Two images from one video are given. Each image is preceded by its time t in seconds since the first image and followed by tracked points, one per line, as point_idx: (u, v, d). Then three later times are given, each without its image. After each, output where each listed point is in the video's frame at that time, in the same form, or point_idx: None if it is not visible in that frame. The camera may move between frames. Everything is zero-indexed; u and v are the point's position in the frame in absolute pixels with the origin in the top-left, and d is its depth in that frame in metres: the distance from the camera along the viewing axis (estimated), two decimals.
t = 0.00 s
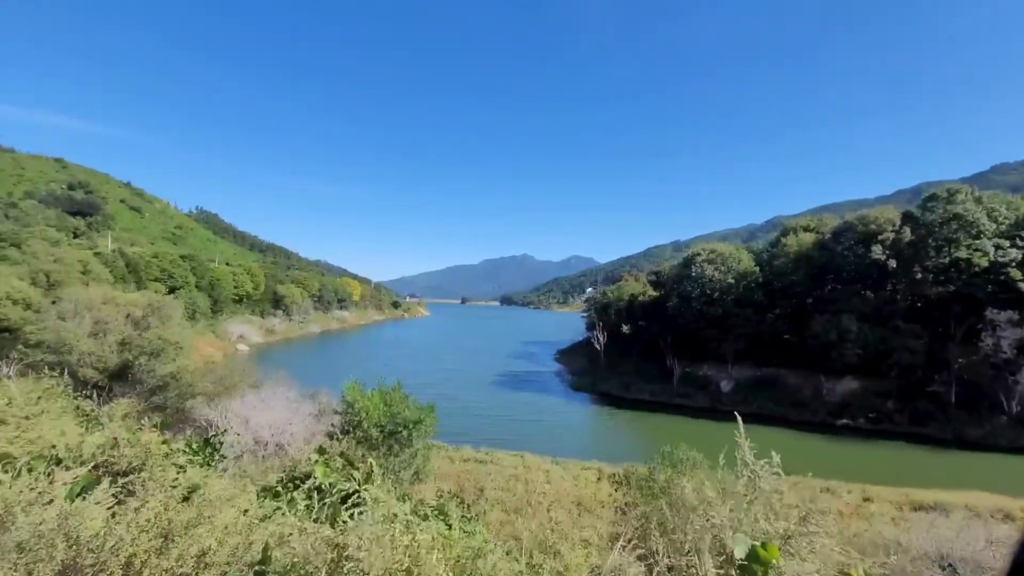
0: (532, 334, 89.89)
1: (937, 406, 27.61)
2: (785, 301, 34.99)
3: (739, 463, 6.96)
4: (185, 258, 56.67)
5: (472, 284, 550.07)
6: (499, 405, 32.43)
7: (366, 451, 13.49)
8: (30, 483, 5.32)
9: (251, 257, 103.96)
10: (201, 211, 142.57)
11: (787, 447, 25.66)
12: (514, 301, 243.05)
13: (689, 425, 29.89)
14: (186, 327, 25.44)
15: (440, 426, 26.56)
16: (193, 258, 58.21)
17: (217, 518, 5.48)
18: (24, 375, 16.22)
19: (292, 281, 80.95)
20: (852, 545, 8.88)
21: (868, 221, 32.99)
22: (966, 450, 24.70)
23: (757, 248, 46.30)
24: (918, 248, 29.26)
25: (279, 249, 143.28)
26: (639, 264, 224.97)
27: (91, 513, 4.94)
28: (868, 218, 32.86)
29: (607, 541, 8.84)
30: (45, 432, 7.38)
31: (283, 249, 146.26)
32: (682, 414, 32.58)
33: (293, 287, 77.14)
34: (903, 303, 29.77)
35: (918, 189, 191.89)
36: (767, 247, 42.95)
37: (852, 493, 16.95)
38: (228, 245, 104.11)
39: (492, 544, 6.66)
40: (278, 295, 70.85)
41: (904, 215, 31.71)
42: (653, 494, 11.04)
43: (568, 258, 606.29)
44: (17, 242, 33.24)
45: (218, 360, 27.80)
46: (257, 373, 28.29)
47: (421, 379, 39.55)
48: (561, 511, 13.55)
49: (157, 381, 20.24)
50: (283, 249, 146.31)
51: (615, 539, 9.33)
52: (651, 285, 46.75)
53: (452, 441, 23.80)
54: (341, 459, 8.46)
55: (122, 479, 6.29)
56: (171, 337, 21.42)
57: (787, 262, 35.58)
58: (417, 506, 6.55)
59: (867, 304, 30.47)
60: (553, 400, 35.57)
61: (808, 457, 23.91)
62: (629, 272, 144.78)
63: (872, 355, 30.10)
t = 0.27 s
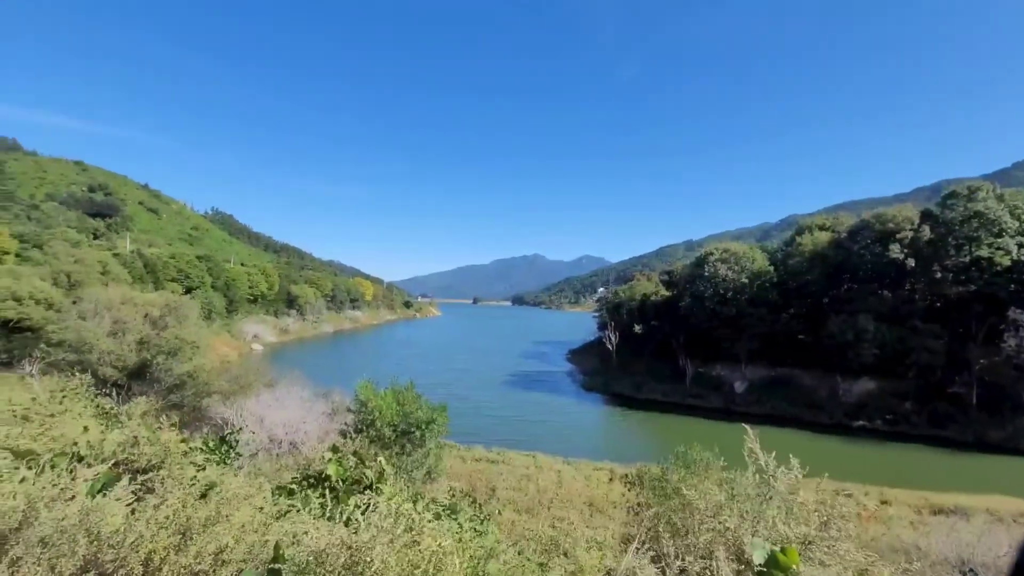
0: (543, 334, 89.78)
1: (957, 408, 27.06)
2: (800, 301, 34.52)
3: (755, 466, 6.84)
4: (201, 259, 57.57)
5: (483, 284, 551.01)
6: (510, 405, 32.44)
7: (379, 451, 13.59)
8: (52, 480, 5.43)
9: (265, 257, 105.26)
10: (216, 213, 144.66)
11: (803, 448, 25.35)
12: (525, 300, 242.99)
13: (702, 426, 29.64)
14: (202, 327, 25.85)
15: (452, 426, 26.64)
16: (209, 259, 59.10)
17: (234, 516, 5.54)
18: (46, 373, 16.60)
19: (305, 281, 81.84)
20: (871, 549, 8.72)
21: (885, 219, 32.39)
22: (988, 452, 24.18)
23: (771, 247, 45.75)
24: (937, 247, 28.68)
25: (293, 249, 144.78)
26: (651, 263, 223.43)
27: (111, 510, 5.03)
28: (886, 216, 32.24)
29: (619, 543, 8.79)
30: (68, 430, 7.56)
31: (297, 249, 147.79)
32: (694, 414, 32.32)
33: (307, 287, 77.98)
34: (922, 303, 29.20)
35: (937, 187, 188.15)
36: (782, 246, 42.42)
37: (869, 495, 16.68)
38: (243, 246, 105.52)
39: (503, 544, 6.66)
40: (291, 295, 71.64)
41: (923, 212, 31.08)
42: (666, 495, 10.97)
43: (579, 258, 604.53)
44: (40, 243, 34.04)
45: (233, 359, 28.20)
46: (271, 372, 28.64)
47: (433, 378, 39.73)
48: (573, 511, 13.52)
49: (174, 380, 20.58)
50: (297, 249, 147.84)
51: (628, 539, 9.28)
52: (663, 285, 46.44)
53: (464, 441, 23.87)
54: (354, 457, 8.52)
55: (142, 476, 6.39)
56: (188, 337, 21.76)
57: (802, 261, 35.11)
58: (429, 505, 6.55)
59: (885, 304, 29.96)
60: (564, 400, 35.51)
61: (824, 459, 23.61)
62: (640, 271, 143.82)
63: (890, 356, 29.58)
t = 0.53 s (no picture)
0: (554, 334, 89.61)
1: (977, 409, 26.54)
2: (814, 301, 34.07)
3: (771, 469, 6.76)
4: (216, 261, 58.37)
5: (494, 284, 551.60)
6: (521, 406, 32.44)
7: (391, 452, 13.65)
8: (72, 480, 5.53)
9: (278, 258, 106.41)
10: (230, 215, 146.42)
11: (819, 450, 25.02)
12: (536, 301, 242.79)
13: (715, 427, 29.40)
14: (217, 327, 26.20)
15: (463, 426, 26.69)
16: (223, 261, 59.91)
17: (249, 516, 5.62)
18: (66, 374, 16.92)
19: (318, 282, 82.60)
20: (887, 552, 8.62)
21: (902, 216, 31.84)
22: (1009, 455, 23.68)
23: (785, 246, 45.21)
24: (955, 245, 28.13)
25: (306, 251, 146.15)
26: (663, 263, 221.93)
27: (129, 509, 5.10)
28: (902, 214, 31.69)
29: (632, 545, 8.75)
30: (87, 430, 7.71)
31: (309, 251, 149.13)
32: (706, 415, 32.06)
33: (319, 288, 78.68)
34: (940, 302, 28.68)
35: (955, 183, 184.50)
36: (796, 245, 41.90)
37: (886, 498, 16.43)
38: (256, 248, 106.80)
39: (516, 545, 6.68)
40: (304, 296, 72.32)
41: (941, 210, 30.50)
42: (678, 496, 10.91)
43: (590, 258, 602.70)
44: (59, 246, 34.74)
45: (247, 359, 28.55)
46: (285, 372, 28.94)
47: (444, 379, 39.86)
48: (585, 512, 13.49)
49: (190, 380, 20.88)
50: (309, 251, 149.17)
51: (641, 542, 9.24)
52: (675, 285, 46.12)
53: (476, 442, 23.91)
54: (366, 458, 8.56)
55: (159, 475, 6.48)
56: (203, 338, 22.07)
57: (816, 260, 34.64)
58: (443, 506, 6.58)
59: (902, 303, 29.47)
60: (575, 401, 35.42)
61: (841, 460, 23.29)
62: (652, 271, 142.88)
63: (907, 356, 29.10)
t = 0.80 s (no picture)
0: (564, 334, 89.42)
1: (995, 410, 26.09)
2: (827, 300, 33.66)
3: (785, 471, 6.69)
4: (228, 262, 59.03)
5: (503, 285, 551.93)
6: (531, 406, 32.43)
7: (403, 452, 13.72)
8: (91, 479, 5.62)
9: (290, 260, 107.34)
10: (242, 217, 147.82)
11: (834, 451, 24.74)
12: (545, 301, 242.44)
13: (726, 428, 29.19)
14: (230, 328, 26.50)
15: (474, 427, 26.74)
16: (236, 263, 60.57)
17: (262, 515, 5.67)
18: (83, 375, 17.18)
19: (328, 283, 83.17)
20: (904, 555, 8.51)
21: (917, 214, 31.32)
22: None
23: (797, 245, 44.74)
24: (972, 243, 27.64)
25: (317, 252, 147.29)
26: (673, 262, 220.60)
27: (145, 508, 5.18)
28: (917, 211, 31.16)
29: (644, 546, 8.70)
30: (104, 430, 7.83)
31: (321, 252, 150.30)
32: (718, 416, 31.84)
33: (330, 289, 79.26)
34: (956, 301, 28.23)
35: (972, 180, 181.42)
36: (808, 244, 41.44)
37: (902, 500, 16.19)
38: (268, 250, 107.85)
39: (526, 546, 6.69)
40: (315, 297, 72.86)
41: (957, 207, 29.97)
42: (690, 497, 10.85)
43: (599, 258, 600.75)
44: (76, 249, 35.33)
45: (260, 360, 28.85)
46: (296, 373, 29.21)
47: (454, 379, 39.96)
48: (596, 513, 13.46)
49: (204, 380, 21.16)
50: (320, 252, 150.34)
51: (653, 543, 9.20)
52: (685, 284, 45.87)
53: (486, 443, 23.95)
54: (378, 458, 8.60)
55: (174, 475, 6.57)
56: (217, 339, 22.31)
57: (829, 259, 34.22)
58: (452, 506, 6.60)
59: (917, 302, 29.04)
60: (586, 401, 35.33)
61: (856, 461, 23.00)
62: (662, 270, 142.16)
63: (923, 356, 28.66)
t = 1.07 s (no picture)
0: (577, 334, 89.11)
1: (1019, 411, 25.47)
2: (845, 300, 33.12)
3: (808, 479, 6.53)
4: (244, 264, 59.88)
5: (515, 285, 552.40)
6: (544, 407, 32.40)
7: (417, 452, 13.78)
8: (115, 477, 5.74)
9: (304, 261, 108.56)
10: (258, 219, 149.72)
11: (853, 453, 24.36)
12: (558, 301, 242.02)
13: (742, 429, 28.86)
14: (246, 329, 26.89)
15: (487, 427, 26.80)
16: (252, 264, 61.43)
17: (280, 513, 5.74)
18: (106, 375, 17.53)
19: (343, 284, 83.88)
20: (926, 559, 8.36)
21: (938, 211, 30.62)
22: None
23: (813, 243, 44.07)
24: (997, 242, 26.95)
25: (331, 254, 148.69)
26: (687, 262, 219.01)
27: (167, 506, 5.28)
28: (938, 209, 30.50)
29: (659, 548, 8.67)
30: (127, 429, 7.98)
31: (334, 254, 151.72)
32: (733, 418, 31.49)
33: (344, 290, 79.98)
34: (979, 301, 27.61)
35: (994, 176, 177.44)
36: (825, 242, 40.79)
37: (924, 504, 15.88)
38: (283, 251, 109.21)
39: (540, 547, 6.69)
40: (329, 298, 73.54)
41: (980, 204, 29.26)
42: (705, 500, 10.76)
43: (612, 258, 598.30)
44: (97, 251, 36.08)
45: (276, 360, 29.19)
46: (311, 373, 29.55)
47: (468, 380, 40.07)
48: (610, 514, 13.41)
49: (221, 380, 21.49)
50: (334, 253, 151.74)
51: (668, 545, 9.16)
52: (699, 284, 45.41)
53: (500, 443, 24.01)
54: (393, 458, 8.66)
55: (194, 474, 6.66)
56: (233, 339, 22.64)
57: (847, 257, 33.62)
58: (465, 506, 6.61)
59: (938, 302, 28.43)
60: (599, 402, 35.18)
61: (876, 464, 22.62)
62: (675, 269, 141.25)
63: (945, 357, 28.03)
